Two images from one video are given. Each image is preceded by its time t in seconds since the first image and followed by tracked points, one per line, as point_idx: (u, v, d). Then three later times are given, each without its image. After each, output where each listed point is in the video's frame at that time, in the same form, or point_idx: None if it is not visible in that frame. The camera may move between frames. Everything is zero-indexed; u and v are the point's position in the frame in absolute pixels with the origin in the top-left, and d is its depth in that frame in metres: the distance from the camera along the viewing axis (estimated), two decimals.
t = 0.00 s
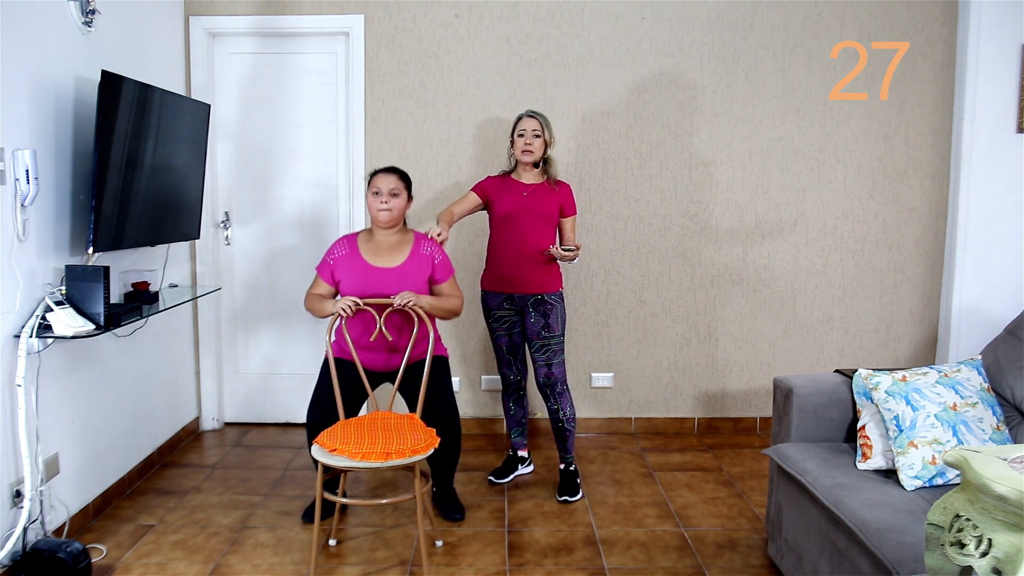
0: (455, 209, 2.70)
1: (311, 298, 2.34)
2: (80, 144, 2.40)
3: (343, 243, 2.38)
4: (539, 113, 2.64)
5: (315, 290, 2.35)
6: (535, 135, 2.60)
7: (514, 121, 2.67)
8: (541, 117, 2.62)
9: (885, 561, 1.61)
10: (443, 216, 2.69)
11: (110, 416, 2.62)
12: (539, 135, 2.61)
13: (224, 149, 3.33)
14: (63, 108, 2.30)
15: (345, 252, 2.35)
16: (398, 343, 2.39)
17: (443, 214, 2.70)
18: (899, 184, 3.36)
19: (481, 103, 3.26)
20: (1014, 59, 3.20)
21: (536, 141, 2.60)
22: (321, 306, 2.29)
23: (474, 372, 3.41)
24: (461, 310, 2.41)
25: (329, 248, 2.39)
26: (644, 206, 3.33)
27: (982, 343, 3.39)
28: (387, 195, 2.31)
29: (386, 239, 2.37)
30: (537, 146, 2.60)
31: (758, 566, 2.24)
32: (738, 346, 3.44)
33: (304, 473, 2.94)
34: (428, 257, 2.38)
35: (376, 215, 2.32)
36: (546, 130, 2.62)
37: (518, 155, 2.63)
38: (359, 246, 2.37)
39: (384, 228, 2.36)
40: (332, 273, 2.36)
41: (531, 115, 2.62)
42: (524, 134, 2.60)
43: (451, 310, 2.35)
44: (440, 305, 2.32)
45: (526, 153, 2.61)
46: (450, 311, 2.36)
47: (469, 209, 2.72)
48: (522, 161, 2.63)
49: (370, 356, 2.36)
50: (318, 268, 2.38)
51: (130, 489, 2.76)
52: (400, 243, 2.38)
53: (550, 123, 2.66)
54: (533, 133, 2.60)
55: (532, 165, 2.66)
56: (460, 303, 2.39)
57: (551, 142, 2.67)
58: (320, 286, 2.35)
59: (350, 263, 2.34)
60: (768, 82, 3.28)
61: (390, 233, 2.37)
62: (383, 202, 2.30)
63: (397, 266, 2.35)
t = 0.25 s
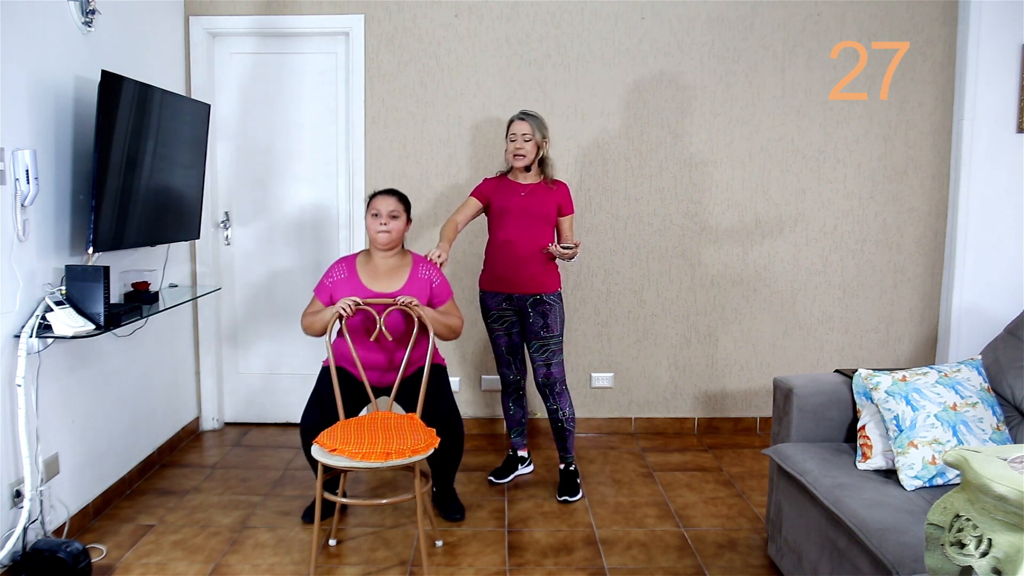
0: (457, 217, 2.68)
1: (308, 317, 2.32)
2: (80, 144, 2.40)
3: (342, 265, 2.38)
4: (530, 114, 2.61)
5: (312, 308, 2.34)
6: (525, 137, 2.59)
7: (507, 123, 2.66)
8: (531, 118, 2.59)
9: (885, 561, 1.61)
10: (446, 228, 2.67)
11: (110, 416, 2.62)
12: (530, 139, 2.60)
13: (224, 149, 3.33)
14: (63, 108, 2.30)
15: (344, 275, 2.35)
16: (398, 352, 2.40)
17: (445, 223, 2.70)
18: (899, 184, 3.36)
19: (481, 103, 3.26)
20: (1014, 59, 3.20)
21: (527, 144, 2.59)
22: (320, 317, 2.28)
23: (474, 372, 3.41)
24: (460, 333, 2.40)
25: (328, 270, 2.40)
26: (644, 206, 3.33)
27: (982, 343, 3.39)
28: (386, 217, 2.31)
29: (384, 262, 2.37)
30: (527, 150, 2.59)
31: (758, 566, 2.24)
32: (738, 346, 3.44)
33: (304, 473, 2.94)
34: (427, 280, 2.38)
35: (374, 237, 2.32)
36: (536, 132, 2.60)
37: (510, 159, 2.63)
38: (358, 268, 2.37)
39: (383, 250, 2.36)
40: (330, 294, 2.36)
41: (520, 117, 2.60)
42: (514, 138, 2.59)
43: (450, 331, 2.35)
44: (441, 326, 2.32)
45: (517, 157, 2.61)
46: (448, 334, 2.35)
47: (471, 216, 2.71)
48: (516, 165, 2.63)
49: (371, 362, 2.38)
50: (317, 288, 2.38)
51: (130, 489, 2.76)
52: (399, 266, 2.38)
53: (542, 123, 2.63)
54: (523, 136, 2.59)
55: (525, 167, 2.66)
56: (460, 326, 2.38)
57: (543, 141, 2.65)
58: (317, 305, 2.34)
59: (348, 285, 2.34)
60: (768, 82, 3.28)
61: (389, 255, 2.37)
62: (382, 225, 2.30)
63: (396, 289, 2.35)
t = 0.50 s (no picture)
0: (458, 226, 2.77)
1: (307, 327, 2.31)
2: (80, 144, 2.40)
3: (342, 276, 2.37)
4: (517, 119, 2.57)
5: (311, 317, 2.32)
6: (511, 147, 2.57)
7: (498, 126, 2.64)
8: (517, 125, 2.55)
9: (885, 561, 1.61)
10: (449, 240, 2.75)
11: (110, 416, 2.62)
12: (515, 147, 2.57)
13: (224, 149, 3.33)
14: (63, 108, 2.30)
15: (344, 286, 2.34)
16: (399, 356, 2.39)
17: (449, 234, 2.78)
18: (899, 184, 3.36)
19: (481, 103, 3.26)
20: (1015, 58, 3.20)
21: (513, 153, 2.58)
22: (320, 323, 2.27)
23: (474, 372, 3.41)
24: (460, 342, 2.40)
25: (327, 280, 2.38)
26: (644, 206, 3.33)
27: (982, 343, 3.39)
28: (384, 228, 2.30)
29: (383, 272, 2.37)
30: (513, 159, 2.57)
31: (758, 567, 2.24)
32: (738, 346, 3.44)
33: (304, 473, 2.94)
34: (425, 290, 2.37)
35: (372, 247, 2.32)
36: (521, 138, 2.56)
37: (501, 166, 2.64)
38: (357, 279, 2.37)
39: (381, 260, 2.37)
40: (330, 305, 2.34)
41: (505, 124, 2.57)
42: (501, 147, 2.59)
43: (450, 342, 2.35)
44: (442, 335, 2.31)
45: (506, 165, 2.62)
46: (449, 344, 2.34)
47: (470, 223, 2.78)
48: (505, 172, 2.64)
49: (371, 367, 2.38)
50: (316, 297, 2.36)
51: (130, 489, 2.76)
52: (397, 276, 2.39)
53: (530, 126, 2.57)
54: (508, 146, 2.57)
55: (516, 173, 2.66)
56: (460, 335, 2.37)
57: (534, 144, 2.60)
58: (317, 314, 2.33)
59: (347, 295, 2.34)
60: (768, 82, 3.28)
61: (387, 265, 2.38)
62: (380, 235, 2.30)
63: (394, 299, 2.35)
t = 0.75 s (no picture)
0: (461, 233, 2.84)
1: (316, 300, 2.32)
2: (80, 144, 2.40)
3: (353, 250, 2.36)
4: (509, 120, 2.55)
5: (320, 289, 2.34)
6: (503, 148, 2.57)
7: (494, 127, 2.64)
8: (509, 127, 2.54)
9: (885, 561, 1.61)
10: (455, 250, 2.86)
11: (110, 416, 2.62)
12: (508, 149, 2.57)
13: (224, 149, 3.33)
14: (63, 108, 2.30)
15: (354, 261, 2.33)
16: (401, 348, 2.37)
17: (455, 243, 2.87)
18: (899, 184, 3.36)
19: (481, 103, 3.26)
20: (1015, 59, 3.20)
21: (505, 156, 2.58)
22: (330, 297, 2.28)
23: (474, 372, 3.41)
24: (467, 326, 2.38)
25: (338, 253, 2.37)
26: (643, 206, 3.33)
27: (982, 343, 3.39)
28: (400, 204, 2.28)
29: (396, 249, 2.34)
30: (505, 162, 2.59)
31: (758, 567, 2.24)
32: (738, 346, 3.44)
33: (304, 473, 2.94)
34: (437, 271, 2.35)
35: (388, 223, 2.29)
36: (514, 140, 2.55)
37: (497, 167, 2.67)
38: (369, 255, 2.34)
39: (396, 236, 2.33)
40: (339, 278, 2.34)
41: (497, 126, 2.57)
42: (495, 149, 2.59)
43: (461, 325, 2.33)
44: (449, 321, 2.30)
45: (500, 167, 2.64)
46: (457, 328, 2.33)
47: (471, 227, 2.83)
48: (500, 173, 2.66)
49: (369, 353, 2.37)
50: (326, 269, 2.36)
51: (130, 489, 2.76)
52: (410, 254, 2.35)
53: (523, 127, 2.55)
54: (501, 147, 2.57)
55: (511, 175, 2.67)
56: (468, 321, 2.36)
57: (528, 145, 2.59)
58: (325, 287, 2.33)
59: (358, 271, 2.32)
60: (768, 82, 3.29)
61: (401, 243, 2.34)
62: (396, 210, 2.27)
63: (405, 278, 2.33)
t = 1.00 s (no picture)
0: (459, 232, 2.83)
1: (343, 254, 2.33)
2: (80, 144, 2.40)
3: (390, 204, 2.33)
4: (510, 118, 2.56)
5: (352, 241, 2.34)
6: (504, 145, 2.57)
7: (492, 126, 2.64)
8: (511, 123, 2.54)
9: (885, 561, 1.61)
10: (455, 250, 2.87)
11: (110, 416, 2.62)
12: (509, 144, 2.57)
13: (224, 149, 3.33)
14: (63, 108, 2.30)
15: (392, 212, 2.30)
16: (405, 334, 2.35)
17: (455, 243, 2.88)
18: (899, 184, 3.36)
19: (481, 103, 3.26)
20: (1014, 59, 3.20)
21: (506, 152, 2.59)
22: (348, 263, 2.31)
23: (474, 372, 3.41)
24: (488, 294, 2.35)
25: (375, 206, 2.35)
26: (643, 206, 3.33)
27: (982, 343, 3.39)
28: (438, 165, 2.27)
29: (432, 207, 2.31)
30: (506, 158, 2.59)
31: (758, 567, 2.24)
32: (738, 346, 3.44)
33: (304, 473, 2.94)
34: (471, 234, 2.33)
35: (426, 182, 2.28)
36: (516, 136, 2.55)
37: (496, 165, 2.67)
38: (407, 209, 2.31)
39: (433, 196, 2.31)
40: (374, 229, 2.31)
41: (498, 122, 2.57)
42: (495, 145, 2.60)
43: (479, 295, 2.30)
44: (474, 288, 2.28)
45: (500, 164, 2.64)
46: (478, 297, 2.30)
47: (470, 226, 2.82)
48: (499, 170, 2.66)
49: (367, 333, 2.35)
50: (362, 220, 2.34)
51: (130, 489, 2.76)
52: (446, 215, 2.33)
53: (523, 124, 2.56)
54: (502, 144, 2.58)
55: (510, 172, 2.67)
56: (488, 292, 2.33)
57: (528, 143, 2.60)
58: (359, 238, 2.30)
59: (393, 224, 2.29)
60: (768, 82, 3.28)
61: (439, 204, 2.32)
62: (434, 172, 2.27)
63: (439, 236, 2.29)
